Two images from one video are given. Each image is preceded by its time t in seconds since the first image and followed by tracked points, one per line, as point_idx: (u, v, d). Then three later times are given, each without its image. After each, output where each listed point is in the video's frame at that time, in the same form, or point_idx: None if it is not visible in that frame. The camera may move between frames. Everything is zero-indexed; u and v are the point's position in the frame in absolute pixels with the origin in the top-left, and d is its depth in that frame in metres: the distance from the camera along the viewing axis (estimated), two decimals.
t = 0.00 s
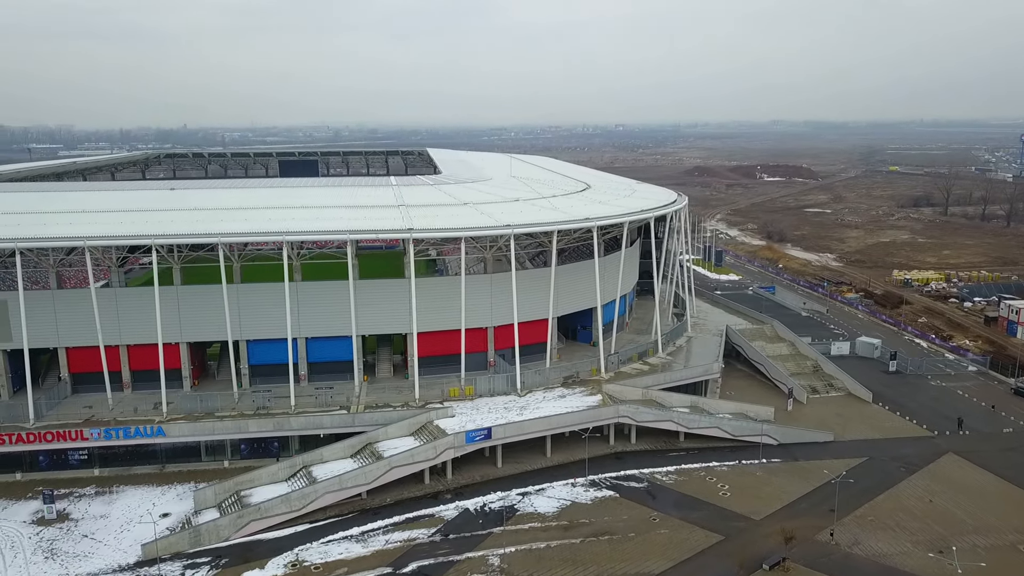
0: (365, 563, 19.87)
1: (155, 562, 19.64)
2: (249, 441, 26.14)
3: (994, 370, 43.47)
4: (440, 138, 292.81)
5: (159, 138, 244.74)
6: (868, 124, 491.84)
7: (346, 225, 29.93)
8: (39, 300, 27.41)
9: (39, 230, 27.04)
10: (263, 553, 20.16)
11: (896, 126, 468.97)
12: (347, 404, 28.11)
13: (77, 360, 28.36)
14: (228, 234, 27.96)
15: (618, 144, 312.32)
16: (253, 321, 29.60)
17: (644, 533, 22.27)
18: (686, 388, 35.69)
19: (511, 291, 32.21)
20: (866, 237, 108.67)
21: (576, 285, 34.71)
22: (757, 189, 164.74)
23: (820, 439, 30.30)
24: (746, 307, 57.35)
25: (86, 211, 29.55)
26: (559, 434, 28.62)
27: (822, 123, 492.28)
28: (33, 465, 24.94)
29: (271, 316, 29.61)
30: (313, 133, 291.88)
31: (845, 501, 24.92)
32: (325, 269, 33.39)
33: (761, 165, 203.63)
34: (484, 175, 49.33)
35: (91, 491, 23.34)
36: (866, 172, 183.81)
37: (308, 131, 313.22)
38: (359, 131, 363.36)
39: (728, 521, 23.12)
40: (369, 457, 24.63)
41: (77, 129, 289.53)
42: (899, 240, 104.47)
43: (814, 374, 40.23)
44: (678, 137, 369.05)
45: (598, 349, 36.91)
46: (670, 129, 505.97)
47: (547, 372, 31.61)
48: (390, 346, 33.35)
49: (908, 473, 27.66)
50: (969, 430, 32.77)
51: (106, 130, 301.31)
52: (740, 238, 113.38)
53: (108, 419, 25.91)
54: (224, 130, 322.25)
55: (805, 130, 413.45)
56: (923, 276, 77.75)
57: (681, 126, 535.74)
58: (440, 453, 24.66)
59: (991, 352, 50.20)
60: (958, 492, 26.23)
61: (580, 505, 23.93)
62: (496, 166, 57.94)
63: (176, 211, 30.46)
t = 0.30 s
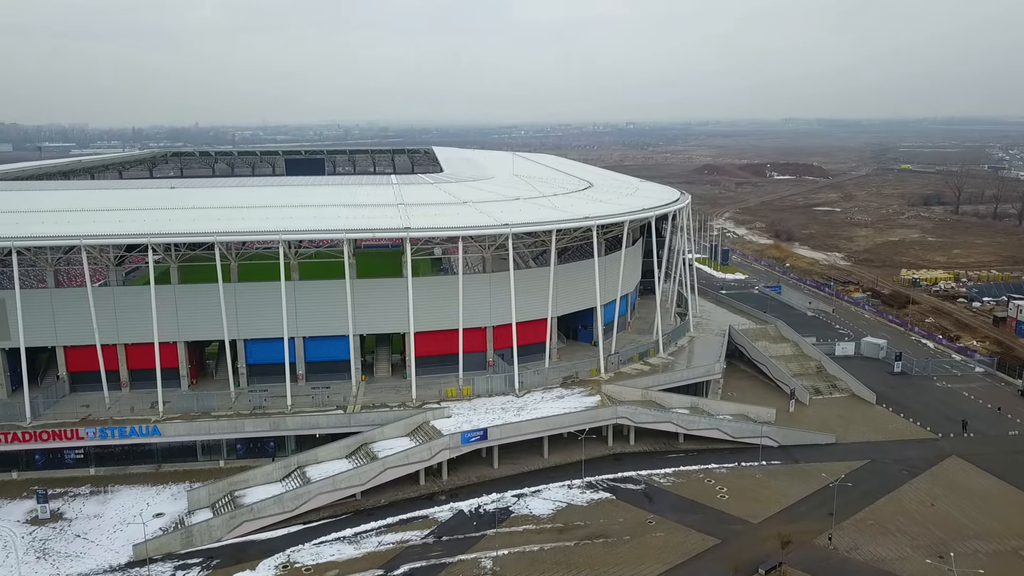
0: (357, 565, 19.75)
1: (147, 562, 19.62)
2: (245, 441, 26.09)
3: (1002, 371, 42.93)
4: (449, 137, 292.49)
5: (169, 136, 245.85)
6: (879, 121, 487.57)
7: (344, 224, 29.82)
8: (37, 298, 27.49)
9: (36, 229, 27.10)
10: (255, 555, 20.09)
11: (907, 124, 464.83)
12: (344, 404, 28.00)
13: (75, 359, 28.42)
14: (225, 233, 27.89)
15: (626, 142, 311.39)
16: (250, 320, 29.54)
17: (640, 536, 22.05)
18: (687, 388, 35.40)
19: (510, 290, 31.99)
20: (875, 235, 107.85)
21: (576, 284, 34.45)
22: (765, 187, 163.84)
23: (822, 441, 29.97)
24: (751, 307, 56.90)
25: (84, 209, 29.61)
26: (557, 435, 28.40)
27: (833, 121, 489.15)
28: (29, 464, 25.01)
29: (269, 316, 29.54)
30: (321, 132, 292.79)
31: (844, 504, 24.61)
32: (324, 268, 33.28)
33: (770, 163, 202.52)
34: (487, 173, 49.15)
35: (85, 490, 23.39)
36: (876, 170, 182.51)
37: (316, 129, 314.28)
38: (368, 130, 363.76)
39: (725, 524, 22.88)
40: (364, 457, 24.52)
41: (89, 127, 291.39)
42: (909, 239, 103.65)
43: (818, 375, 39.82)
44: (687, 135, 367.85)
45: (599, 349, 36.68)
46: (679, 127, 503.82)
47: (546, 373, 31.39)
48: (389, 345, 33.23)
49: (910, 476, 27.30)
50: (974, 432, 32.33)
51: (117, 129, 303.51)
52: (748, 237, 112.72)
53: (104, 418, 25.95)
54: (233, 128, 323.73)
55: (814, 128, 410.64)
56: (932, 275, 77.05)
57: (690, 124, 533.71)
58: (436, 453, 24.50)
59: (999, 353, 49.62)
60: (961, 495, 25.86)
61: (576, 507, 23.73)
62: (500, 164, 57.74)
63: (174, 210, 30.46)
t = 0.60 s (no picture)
0: (346, 567, 19.64)
1: (136, 562, 19.58)
2: (239, 440, 26.03)
3: (1008, 372, 42.41)
4: (456, 135, 292.31)
5: (180, 134, 247.05)
6: (888, 120, 484.12)
7: (339, 223, 29.71)
8: (33, 297, 27.55)
9: (32, 228, 27.14)
10: (244, 556, 20.02)
11: (917, 122, 461.15)
12: (339, 403, 27.88)
13: (71, 358, 28.46)
14: (219, 232, 27.82)
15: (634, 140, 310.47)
16: (246, 320, 29.47)
17: (633, 539, 21.84)
18: (686, 389, 35.12)
19: (507, 290, 31.79)
20: (883, 235, 107.01)
21: (574, 284, 34.21)
22: (773, 185, 162.86)
23: (821, 443, 29.66)
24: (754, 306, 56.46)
25: (81, 208, 29.65)
26: (552, 436, 28.20)
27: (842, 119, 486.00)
28: (23, 463, 25.05)
29: (264, 315, 29.46)
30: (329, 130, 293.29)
31: (842, 508, 24.32)
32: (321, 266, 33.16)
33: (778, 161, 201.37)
34: (488, 172, 48.94)
35: (78, 490, 23.43)
36: (886, 168, 181.22)
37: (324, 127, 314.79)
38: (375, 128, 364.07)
39: (719, 527, 22.65)
40: (357, 458, 24.40)
41: (98, 126, 292.91)
42: (918, 238, 102.76)
43: (820, 376, 39.43)
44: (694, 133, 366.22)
45: (598, 349, 36.45)
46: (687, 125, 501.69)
47: (543, 373, 31.19)
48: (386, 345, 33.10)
49: (909, 480, 26.98)
50: (976, 435, 31.95)
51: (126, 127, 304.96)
52: (755, 236, 112.06)
53: (98, 417, 25.95)
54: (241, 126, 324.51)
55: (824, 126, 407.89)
56: (939, 274, 76.33)
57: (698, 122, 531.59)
58: (428, 455, 24.34)
59: (1005, 354, 49.05)
60: (962, 500, 25.52)
61: (569, 509, 23.54)
62: (502, 162, 57.52)
63: (170, 209, 30.43)
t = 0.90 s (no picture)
0: (333, 569, 19.53)
1: (123, 563, 19.54)
2: (231, 440, 25.98)
3: (1012, 373, 41.92)
4: (464, 133, 292.35)
5: (188, 132, 248.17)
6: (899, 118, 480.01)
7: (333, 221, 29.60)
8: (27, 296, 27.62)
9: (25, 226, 27.18)
10: (231, 557, 19.95)
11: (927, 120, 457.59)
12: (332, 403, 27.79)
13: (65, 357, 28.50)
14: (211, 230, 27.76)
15: (640, 138, 309.49)
16: (240, 319, 29.40)
17: (624, 541, 21.64)
18: (684, 390, 34.84)
19: (502, 289, 31.61)
20: (890, 233, 106.19)
21: (571, 283, 33.99)
22: (780, 183, 161.94)
23: (818, 445, 29.37)
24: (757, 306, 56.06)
25: (75, 207, 29.70)
26: (546, 437, 27.99)
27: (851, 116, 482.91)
28: (16, 462, 25.11)
29: (257, 314, 29.39)
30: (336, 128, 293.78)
31: (837, 511, 24.05)
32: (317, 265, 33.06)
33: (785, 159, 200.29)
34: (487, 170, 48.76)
35: (69, 489, 23.49)
36: (894, 166, 179.92)
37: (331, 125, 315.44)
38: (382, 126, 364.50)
39: (711, 530, 22.43)
40: (348, 459, 24.28)
41: (107, 124, 294.68)
42: (925, 237, 101.91)
43: (820, 376, 39.06)
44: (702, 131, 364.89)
45: (595, 349, 36.23)
46: (697, 123, 498.30)
47: (538, 373, 31.00)
48: (382, 344, 32.97)
49: (907, 483, 26.66)
50: (977, 438, 31.57)
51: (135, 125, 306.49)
52: (760, 234, 111.48)
53: (91, 416, 25.97)
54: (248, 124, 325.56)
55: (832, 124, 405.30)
56: (946, 274, 75.65)
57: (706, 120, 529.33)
58: (419, 456, 24.19)
59: (1010, 355, 48.52)
60: (960, 503, 25.19)
61: (561, 511, 23.36)
62: (503, 161, 57.29)
63: (165, 207, 30.41)
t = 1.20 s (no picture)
0: (318, 571, 19.43)
1: (108, 564, 19.50)
2: (221, 440, 25.93)
3: (1015, 375, 41.43)
4: (471, 131, 291.83)
5: (196, 130, 248.89)
6: (908, 115, 476.78)
7: (326, 220, 29.48)
8: (20, 294, 27.65)
9: (17, 225, 27.20)
10: (216, 558, 19.87)
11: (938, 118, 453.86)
12: (323, 403, 27.68)
13: (58, 356, 28.52)
14: (202, 229, 27.67)
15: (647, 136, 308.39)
16: (232, 318, 29.33)
17: (612, 545, 21.44)
18: (681, 390, 34.59)
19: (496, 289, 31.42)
20: (897, 232, 105.35)
21: (566, 283, 33.76)
22: (787, 182, 160.95)
23: (814, 448, 29.08)
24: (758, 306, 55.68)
25: (68, 206, 29.70)
26: (539, 438, 27.81)
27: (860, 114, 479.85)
28: (7, 461, 25.17)
29: (249, 312, 29.31)
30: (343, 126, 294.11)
31: (831, 515, 23.76)
32: (311, 264, 32.95)
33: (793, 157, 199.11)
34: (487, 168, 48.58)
35: (59, 489, 23.57)
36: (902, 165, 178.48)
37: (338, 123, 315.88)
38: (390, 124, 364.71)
39: (701, 534, 22.21)
40: (337, 459, 24.17)
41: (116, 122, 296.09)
42: (933, 236, 101.00)
43: (819, 377, 38.72)
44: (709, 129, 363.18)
45: (591, 349, 36.01)
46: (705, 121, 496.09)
47: (532, 373, 30.81)
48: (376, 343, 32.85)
49: (903, 486, 26.34)
50: (977, 441, 31.18)
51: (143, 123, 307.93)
52: (766, 233, 110.83)
53: (82, 415, 25.99)
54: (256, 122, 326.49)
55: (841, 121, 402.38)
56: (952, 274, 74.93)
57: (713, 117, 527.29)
58: (409, 456, 24.05)
59: (1015, 356, 47.96)
60: (957, 508, 24.85)
61: (550, 513, 23.19)
62: (503, 159, 57.03)
63: (159, 206, 30.37)
